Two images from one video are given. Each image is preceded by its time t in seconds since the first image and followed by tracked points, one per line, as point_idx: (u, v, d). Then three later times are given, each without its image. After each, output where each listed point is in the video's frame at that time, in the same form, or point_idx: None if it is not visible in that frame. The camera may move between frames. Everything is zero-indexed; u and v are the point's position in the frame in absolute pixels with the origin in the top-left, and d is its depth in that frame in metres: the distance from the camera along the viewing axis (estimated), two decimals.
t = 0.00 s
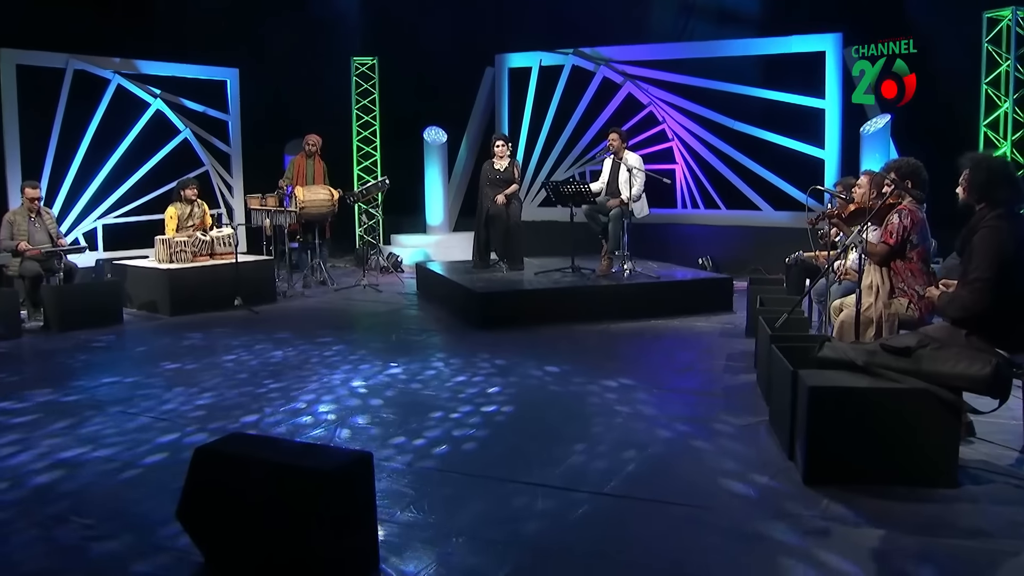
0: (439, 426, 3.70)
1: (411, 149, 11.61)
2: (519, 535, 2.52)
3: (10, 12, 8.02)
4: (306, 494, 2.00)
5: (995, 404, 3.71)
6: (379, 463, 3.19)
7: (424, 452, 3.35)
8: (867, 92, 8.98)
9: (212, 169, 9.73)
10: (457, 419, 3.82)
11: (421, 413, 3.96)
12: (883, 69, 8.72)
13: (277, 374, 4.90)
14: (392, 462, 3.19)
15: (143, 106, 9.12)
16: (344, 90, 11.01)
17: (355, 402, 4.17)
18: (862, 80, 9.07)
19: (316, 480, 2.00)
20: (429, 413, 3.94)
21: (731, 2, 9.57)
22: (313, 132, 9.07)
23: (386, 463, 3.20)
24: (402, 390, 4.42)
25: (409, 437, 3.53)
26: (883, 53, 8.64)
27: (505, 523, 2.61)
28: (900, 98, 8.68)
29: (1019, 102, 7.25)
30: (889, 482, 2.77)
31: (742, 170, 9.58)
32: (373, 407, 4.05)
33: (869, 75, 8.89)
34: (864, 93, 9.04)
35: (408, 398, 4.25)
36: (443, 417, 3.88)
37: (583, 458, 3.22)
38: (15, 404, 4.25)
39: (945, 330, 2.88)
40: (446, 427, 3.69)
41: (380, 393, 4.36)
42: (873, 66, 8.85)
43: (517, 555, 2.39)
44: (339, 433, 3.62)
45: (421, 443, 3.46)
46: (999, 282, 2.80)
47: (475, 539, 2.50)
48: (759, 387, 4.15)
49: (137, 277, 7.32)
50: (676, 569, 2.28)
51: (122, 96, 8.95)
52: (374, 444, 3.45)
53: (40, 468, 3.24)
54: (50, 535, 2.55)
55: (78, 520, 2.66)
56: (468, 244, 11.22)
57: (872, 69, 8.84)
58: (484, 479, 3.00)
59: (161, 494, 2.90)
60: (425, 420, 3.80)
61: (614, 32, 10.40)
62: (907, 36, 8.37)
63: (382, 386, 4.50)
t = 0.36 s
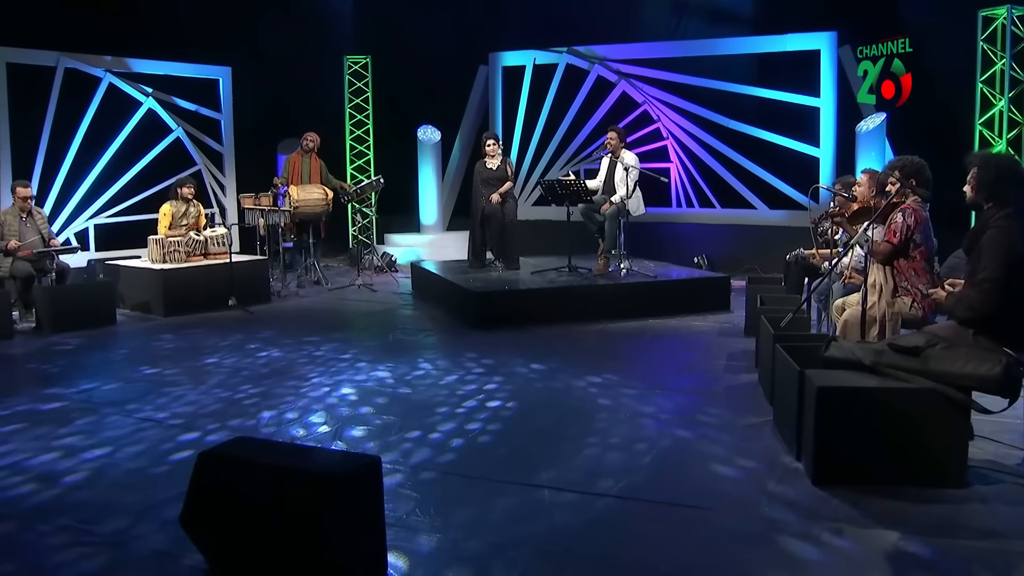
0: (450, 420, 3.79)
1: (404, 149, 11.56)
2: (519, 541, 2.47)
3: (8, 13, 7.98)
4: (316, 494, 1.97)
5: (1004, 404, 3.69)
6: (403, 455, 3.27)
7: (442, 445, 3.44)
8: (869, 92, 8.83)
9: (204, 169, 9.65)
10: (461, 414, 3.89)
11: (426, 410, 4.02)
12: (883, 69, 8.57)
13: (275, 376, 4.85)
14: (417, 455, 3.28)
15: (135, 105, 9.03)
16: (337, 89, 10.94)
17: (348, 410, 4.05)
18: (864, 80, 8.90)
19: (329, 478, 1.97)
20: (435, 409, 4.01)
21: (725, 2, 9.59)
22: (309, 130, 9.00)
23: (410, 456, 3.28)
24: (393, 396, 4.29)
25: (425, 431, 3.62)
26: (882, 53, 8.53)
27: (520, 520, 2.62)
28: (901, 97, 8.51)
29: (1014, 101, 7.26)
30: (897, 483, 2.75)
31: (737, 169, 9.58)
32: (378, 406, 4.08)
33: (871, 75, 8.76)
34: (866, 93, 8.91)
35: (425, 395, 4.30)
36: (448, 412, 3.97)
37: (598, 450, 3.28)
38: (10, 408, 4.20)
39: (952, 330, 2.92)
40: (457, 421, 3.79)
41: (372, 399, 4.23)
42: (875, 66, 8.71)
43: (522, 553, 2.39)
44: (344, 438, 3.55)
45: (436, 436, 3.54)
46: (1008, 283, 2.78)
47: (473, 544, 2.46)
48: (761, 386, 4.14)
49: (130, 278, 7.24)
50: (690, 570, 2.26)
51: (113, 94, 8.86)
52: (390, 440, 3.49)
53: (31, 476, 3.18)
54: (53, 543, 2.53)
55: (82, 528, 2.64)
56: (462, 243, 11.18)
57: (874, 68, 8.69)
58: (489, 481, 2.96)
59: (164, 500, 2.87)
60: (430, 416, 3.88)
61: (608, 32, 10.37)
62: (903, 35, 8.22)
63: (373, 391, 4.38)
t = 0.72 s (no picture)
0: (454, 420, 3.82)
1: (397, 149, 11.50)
2: (519, 548, 2.43)
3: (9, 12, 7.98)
4: (320, 496, 1.93)
5: (1013, 406, 3.68)
6: (423, 451, 3.35)
7: (453, 440, 3.54)
8: (868, 92, 8.75)
9: (195, 170, 9.59)
10: (462, 411, 3.97)
11: (428, 408, 4.08)
12: (883, 69, 8.45)
13: (272, 378, 4.81)
14: (436, 449, 3.38)
15: (125, 105, 8.96)
16: (329, 90, 10.87)
17: (369, 397, 4.32)
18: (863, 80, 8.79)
19: (331, 482, 1.93)
20: (436, 407, 4.08)
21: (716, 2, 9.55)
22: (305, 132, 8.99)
23: (429, 452, 3.36)
24: (415, 387, 4.53)
25: (434, 427, 3.72)
26: (883, 53, 8.43)
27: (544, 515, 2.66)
28: (902, 97, 8.36)
29: (1007, 101, 7.29)
30: (904, 484, 2.73)
31: (730, 170, 9.58)
32: (387, 402, 4.20)
33: (870, 75, 8.67)
34: (864, 93, 8.83)
35: (422, 398, 4.29)
36: (449, 408, 4.07)
37: (604, 445, 3.37)
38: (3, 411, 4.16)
39: (957, 331, 2.92)
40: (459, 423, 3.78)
41: (392, 390, 4.47)
42: (874, 67, 8.62)
43: (528, 556, 2.37)
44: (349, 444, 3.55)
45: (447, 432, 3.66)
46: (1015, 284, 2.76)
47: (473, 550, 2.42)
48: (761, 387, 4.13)
49: (121, 279, 7.18)
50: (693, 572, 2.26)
51: (103, 94, 8.79)
52: (404, 436, 3.61)
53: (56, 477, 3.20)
54: (51, 552, 2.51)
55: (80, 537, 2.63)
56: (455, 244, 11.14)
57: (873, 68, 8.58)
58: (493, 485, 2.93)
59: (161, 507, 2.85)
60: (430, 416, 3.92)
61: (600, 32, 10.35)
62: (906, 36, 8.10)
63: (394, 384, 4.61)
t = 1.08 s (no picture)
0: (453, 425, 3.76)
1: (390, 149, 11.43)
2: (525, 553, 2.39)
3: (10, 12, 7.98)
4: (321, 502, 1.89)
5: (1020, 407, 3.70)
6: (439, 446, 3.42)
7: (459, 435, 3.61)
8: (865, 92, 8.68)
9: (186, 170, 9.50)
10: (461, 408, 4.05)
11: (426, 412, 4.03)
12: (883, 69, 8.46)
13: (267, 380, 4.76)
14: (454, 443, 3.46)
15: (116, 105, 8.88)
16: (322, 89, 10.80)
17: (358, 404, 4.18)
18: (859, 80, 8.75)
19: (333, 488, 1.89)
20: (435, 409, 4.06)
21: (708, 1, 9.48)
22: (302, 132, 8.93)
23: (445, 446, 3.44)
24: (404, 391, 4.42)
25: (442, 422, 3.80)
26: (883, 53, 8.42)
27: (565, 508, 2.70)
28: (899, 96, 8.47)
29: (1001, 102, 7.35)
30: (910, 486, 2.71)
31: (724, 170, 9.58)
32: (376, 409, 4.06)
33: (868, 75, 8.61)
34: (861, 93, 8.75)
35: (410, 402, 4.21)
36: (449, 406, 4.14)
37: (609, 441, 3.40)
38: None
39: (960, 330, 2.85)
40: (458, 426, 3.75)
41: (382, 395, 4.36)
42: (872, 67, 8.57)
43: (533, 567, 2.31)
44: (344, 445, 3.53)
45: (452, 430, 3.68)
46: (1019, 283, 2.72)
47: (479, 556, 2.38)
48: (761, 388, 4.12)
49: (112, 281, 7.10)
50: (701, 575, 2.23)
51: (93, 94, 8.70)
52: (416, 430, 3.69)
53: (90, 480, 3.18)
54: (47, 559, 2.49)
55: (74, 543, 2.60)
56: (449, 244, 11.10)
57: (872, 68, 8.55)
58: (498, 489, 2.89)
59: (160, 512, 2.82)
60: (428, 421, 3.84)
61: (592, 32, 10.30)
62: (908, 37, 8.18)
63: (385, 389, 4.49)
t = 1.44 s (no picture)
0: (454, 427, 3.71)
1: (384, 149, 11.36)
2: (534, 560, 2.34)
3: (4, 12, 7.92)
4: (328, 507, 1.86)
5: None
6: (455, 439, 3.51)
7: (466, 430, 3.69)
8: (864, 92, 8.66)
9: (179, 170, 9.43)
10: (461, 404, 4.13)
11: (425, 418, 3.92)
12: (882, 69, 8.52)
13: (264, 381, 4.72)
14: (469, 436, 3.55)
15: (108, 104, 8.81)
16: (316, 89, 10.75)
17: (348, 414, 4.00)
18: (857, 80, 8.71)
19: (342, 493, 1.86)
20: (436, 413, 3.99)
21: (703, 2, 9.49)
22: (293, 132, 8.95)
23: (460, 440, 3.52)
24: (394, 398, 4.27)
25: (449, 418, 3.89)
26: (883, 53, 8.48)
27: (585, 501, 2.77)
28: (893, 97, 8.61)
29: (996, 102, 7.37)
30: (919, 488, 2.69)
31: (719, 170, 9.57)
32: (372, 414, 3.97)
33: (867, 75, 8.61)
34: (859, 93, 8.72)
35: (420, 402, 4.19)
36: (449, 408, 4.11)
37: (615, 443, 3.39)
38: None
39: (967, 330, 2.80)
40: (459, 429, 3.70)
41: (372, 403, 4.19)
42: (870, 66, 8.59)
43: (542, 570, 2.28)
44: (339, 447, 3.47)
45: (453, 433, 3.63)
46: None
47: (488, 561, 2.35)
48: (763, 389, 4.09)
49: (105, 281, 7.03)
50: None
51: (86, 92, 8.63)
52: (424, 424, 3.78)
53: (121, 472, 3.24)
54: (46, 565, 2.45)
55: (73, 549, 2.55)
56: (443, 244, 11.06)
57: (871, 68, 8.59)
58: (505, 492, 2.86)
59: (160, 517, 2.78)
60: (429, 421, 3.82)
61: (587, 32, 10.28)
62: (910, 38, 8.34)
63: (373, 395, 4.32)
